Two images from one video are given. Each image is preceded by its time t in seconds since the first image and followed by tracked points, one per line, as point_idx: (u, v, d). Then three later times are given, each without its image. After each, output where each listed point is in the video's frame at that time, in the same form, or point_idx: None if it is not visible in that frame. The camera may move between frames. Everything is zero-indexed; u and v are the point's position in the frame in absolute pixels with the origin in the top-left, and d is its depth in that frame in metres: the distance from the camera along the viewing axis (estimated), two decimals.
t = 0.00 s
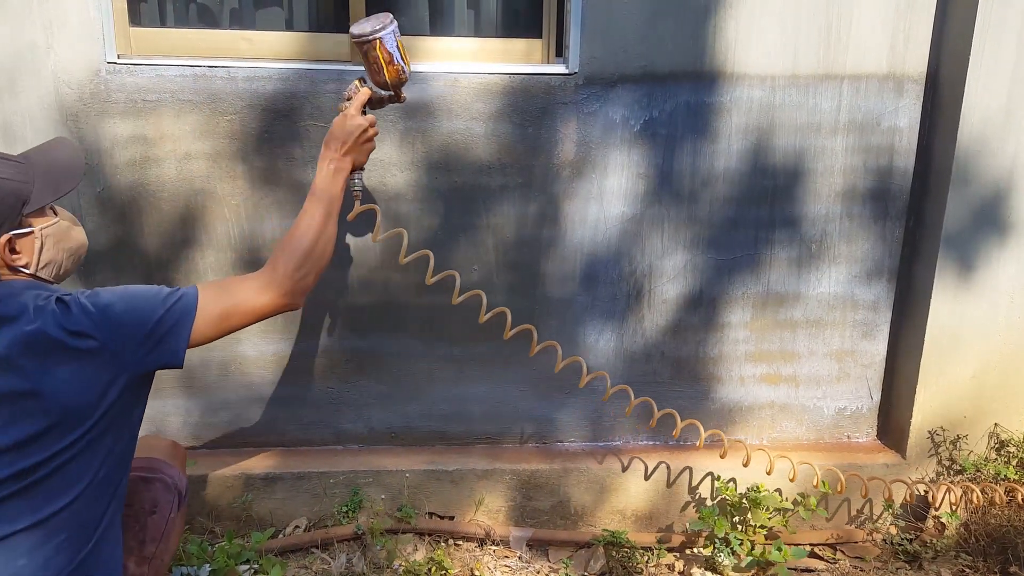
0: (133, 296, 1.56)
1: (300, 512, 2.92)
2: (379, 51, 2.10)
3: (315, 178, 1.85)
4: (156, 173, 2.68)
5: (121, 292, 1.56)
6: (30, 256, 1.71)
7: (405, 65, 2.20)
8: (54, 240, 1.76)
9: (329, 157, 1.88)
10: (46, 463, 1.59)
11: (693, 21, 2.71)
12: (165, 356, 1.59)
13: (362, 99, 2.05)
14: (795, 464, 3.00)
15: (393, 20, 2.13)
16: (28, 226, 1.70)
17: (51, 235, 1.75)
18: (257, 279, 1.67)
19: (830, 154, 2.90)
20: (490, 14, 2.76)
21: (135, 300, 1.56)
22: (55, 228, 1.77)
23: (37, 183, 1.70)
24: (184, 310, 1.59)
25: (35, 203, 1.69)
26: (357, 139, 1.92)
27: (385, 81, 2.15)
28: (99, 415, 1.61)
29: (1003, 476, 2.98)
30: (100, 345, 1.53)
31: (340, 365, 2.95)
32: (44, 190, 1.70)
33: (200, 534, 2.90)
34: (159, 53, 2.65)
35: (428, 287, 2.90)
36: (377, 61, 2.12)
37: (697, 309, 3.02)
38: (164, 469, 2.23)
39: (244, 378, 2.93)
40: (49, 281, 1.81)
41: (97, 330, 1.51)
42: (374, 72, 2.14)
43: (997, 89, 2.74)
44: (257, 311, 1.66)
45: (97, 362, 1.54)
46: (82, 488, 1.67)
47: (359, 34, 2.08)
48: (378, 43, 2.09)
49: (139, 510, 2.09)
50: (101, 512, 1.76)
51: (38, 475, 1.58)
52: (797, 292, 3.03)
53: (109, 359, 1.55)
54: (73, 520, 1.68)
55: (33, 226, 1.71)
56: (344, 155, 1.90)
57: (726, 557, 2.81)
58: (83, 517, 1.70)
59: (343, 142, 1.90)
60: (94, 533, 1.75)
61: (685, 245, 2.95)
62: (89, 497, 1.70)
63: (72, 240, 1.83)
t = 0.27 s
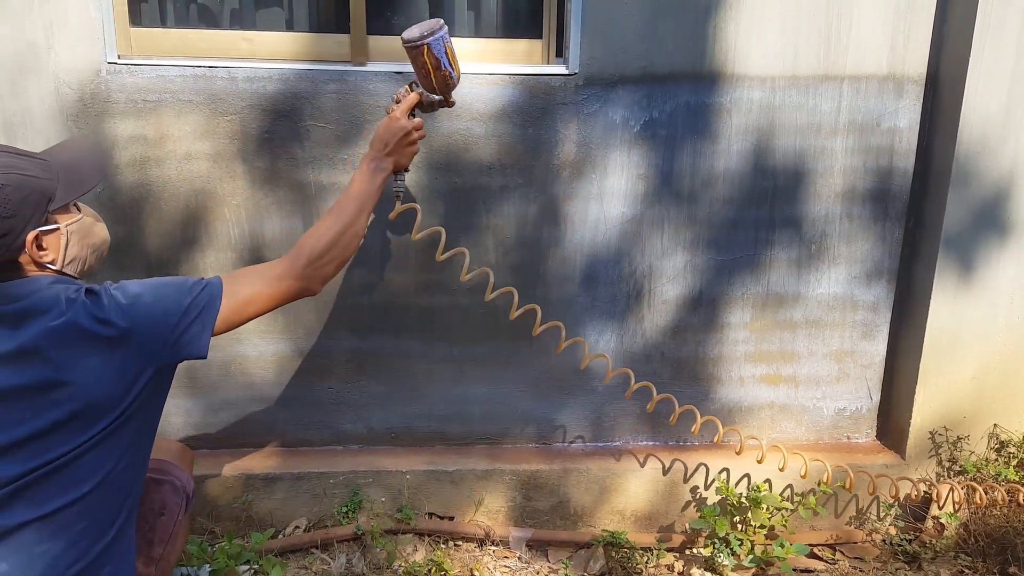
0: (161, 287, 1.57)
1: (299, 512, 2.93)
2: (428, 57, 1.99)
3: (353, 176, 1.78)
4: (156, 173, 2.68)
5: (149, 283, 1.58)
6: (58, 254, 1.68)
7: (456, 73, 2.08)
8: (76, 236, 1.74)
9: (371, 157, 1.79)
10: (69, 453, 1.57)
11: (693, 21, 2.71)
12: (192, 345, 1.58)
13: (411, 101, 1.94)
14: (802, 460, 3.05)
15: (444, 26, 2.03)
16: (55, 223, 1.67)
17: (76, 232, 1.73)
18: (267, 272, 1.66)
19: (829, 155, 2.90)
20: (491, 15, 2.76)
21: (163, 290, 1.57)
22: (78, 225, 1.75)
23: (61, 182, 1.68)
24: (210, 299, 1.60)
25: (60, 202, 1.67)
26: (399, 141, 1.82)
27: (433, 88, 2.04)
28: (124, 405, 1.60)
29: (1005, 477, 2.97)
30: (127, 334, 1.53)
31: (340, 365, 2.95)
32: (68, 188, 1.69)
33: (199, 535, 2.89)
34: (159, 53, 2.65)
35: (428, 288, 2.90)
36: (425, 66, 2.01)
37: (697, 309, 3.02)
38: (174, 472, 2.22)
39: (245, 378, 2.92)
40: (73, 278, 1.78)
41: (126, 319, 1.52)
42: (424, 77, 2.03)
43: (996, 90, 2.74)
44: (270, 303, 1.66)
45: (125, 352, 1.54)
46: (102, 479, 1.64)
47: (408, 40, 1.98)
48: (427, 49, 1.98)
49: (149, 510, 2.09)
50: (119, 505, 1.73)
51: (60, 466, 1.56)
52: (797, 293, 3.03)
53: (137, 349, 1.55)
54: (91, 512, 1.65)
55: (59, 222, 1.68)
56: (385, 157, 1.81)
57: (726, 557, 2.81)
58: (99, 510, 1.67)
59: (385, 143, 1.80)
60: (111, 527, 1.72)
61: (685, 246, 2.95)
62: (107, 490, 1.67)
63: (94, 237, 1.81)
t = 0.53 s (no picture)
0: (172, 286, 1.59)
1: (298, 515, 2.93)
2: (450, 70, 1.97)
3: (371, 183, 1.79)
4: (155, 177, 2.68)
5: (160, 283, 1.59)
6: (69, 256, 1.68)
7: (481, 87, 2.05)
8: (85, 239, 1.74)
9: (392, 166, 1.80)
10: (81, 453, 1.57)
11: (690, 25, 2.72)
12: (203, 343, 1.59)
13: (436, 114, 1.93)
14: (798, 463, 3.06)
15: (467, 39, 2.00)
16: (66, 225, 1.67)
17: (85, 235, 1.74)
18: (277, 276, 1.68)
19: (826, 159, 2.91)
20: (489, 19, 2.77)
21: (175, 289, 1.58)
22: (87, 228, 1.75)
23: (69, 185, 1.68)
24: (222, 296, 1.61)
25: (70, 205, 1.67)
26: (420, 153, 1.84)
27: (457, 101, 2.02)
28: (136, 405, 1.60)
29: (1002, 480, 2.98)
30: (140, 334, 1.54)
31: (340, 369, 2.95)
32: (76, 191, 1.69)
33: (198, 538, 2.90)
34: (158, 57, 2.65)
35: (427, 291, 2.91)
36: (450, 78, 1.98)
37: (695, 312, 3.02)
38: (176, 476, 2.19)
39: (244, 381, 2.93)
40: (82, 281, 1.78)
41: (139, 319, 1.53)
42: (449, 90, 2.01)
43: (993, 94, 2.75)
44: (274, 302, 1.69)
45: (138, 351, 1.55)
46: (111, 479, 1.64)
47: (432, 53, 1.95)
48: (449, 62, 1.96)
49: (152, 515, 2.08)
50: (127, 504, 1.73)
51: (71, 466, 1.56)
52: (795, 296, 3.04)
53: (150, 349, 1.56)
54: (100, 512, 1.65)
55: (69, 225, 1.68)
56: (404, 168, 1.82)
57: (723, 560, 2.83)
58: (108, 511, 1.67)
59: (407, 154, 1.82)
60: (120, 527, 1.72)
61: (683, 249, 2.95)
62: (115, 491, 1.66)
63: (100, 239, 1.82)
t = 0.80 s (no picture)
0: (165, 313, 1.55)
1: (296, 517, 2.93)
2: (400, 95, 1.96)
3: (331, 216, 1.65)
4: (152, 179, 2.68)
5: (155, 308, 1.55)
6: (67, 261, 1.68)
7: (427, 108, 2.06)
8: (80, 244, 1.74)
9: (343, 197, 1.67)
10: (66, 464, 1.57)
11: (686, 27, 2.72)
12: (190, 373, 1.55)
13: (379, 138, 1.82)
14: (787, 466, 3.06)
15: (414, 63, 2.00)
16: (63, 230, 1.67)
17: (80, 239, 1.74)
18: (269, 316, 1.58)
19: (823, 161, 2.91)
20: (486, 20, 2.77)
21: (167, 317, 1.54)
22: (81, 232, 1.75)
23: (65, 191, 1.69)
24: (213, 335, 1.55)
25: (67, 210, 1.67)
26: (371, 179, 1.70)
27: (404, 125, 2.01)
28: (123, 421, 1.60)
29: (997, 481, 3.00)
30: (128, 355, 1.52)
31: (336, 372, 2.95)
32: (74, 196, 1.69)
33: (195, 540, 2.90)
34: (154, 59, 2.65)
35: (424, 293, 2.91)
36: (393, 104, 1.98)
37: (691, 314, 3.03)
38: (167, 478, 2.18)
39: (241, 383, 2.93)
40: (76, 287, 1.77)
41: (128, 341, 1.51)
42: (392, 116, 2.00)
43: (989, 96, 2.75)
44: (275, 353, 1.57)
45: (125, 372, 1.54)
46: (97, 492, 1.63)
47: (379, 79, 1.94)
48: (399, 88, 1.95)
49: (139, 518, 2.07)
50: (112, 519, 1.70)
51: (56, 478, 1.57)
52: (791, 298, 3.04)
53: (136, 372, 1.54)
54: (84, 524, 1.64)
55: (67, 230, 1.68)
56: (358, 198, 1.69)
57: (720, 561, 2.83)
58: (93, 523, 1.65)
59: (357, 180, 1.68)
60: (103, 539, 1.70)
61: (680, 251, 2.96)
62: (102, 503, 1.66)
63: (93, 243, 1.82)
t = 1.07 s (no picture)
0: (159, 323, 1.56)
1: (295, 516, 2.93)
2: (301, 104, 2.09)
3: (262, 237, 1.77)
4: (150, 178, 2.68)
5: (147, 317, 1.57)
6: (63, 258, 1.68)
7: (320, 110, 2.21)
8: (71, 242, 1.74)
9: (265, 216, 1.80)
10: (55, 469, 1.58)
11: (685, 26, 2.71)
12: (179, 383, 1.57)
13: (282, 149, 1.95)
14: (775, 470, 3.03)
15: (308, 70, 2.11)
16: (58, 228, 1.68)
17: (72, 238, 1.74)
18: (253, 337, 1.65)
19: (822, 160, 2.91)
20: (484, 19, 2.77)
21: (160, 326, 1.56)
22: (71, 231, 1.76)
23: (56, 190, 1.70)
24: (205, 347, 1.58)
25: (60, 208, 1.69)
26: (281, 195, 1.86)
27: (300, 130, 2.16)
28: (111, 427, 1.60)
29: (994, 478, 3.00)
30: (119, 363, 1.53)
31: (335, 371, 2.95)
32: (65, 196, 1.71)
33: (193, 539, 2.90)
34: (153, 58, 2.65)
35: (423, 292, 2.90)
36: (296, 113, 2.10)
37: (690, 313, 3.03)
38: (161, 476, 2.22)
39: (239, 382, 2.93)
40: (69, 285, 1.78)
41: (120, 347, 1.53)
42: (293, 123, 2.12)
43: (988, 95, 2.75)
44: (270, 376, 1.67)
45: (114, 380, 1.54)
46: (87, 496, 1.63)
47: (280, 90, 2.05)
48: (301, 97, 2.07)
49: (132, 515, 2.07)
50: (102, 522, 1.70)
51: (44, 482, 1.57)
52: (790, 297, 3.04)
53: (125, 380, 1.55)
54: (73, 527, 1.64)
55: (61, 228, 1.69)
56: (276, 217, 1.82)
57: (718, 560, 2.83)
58: (83, 525, 1.66)
59: (276, 199, 1.84)
60: (93, 542, 1.69)
61: (678, 251, 2.96)
62: (95, 506, 1.66)
63: (84, 242, 1.82)
